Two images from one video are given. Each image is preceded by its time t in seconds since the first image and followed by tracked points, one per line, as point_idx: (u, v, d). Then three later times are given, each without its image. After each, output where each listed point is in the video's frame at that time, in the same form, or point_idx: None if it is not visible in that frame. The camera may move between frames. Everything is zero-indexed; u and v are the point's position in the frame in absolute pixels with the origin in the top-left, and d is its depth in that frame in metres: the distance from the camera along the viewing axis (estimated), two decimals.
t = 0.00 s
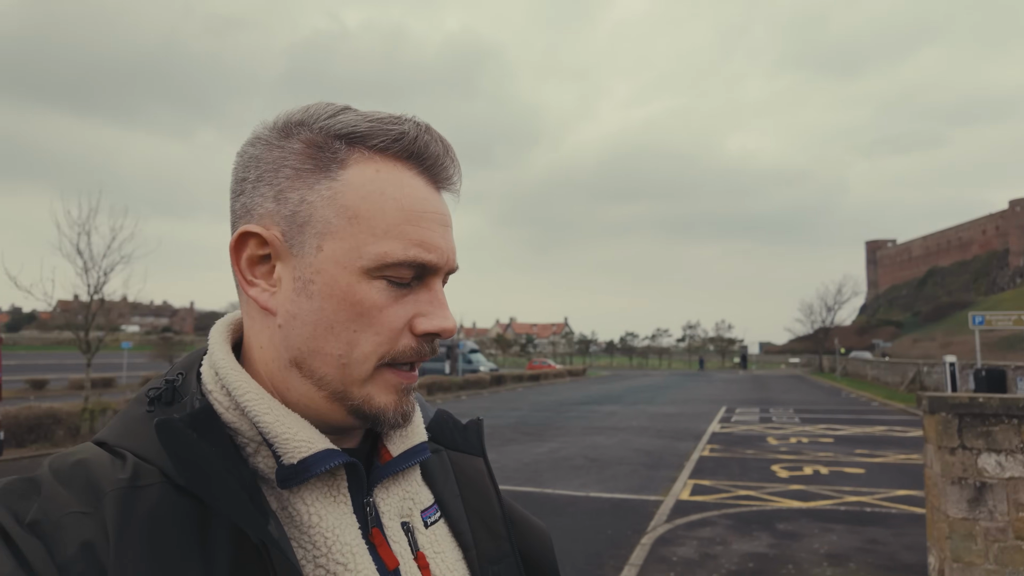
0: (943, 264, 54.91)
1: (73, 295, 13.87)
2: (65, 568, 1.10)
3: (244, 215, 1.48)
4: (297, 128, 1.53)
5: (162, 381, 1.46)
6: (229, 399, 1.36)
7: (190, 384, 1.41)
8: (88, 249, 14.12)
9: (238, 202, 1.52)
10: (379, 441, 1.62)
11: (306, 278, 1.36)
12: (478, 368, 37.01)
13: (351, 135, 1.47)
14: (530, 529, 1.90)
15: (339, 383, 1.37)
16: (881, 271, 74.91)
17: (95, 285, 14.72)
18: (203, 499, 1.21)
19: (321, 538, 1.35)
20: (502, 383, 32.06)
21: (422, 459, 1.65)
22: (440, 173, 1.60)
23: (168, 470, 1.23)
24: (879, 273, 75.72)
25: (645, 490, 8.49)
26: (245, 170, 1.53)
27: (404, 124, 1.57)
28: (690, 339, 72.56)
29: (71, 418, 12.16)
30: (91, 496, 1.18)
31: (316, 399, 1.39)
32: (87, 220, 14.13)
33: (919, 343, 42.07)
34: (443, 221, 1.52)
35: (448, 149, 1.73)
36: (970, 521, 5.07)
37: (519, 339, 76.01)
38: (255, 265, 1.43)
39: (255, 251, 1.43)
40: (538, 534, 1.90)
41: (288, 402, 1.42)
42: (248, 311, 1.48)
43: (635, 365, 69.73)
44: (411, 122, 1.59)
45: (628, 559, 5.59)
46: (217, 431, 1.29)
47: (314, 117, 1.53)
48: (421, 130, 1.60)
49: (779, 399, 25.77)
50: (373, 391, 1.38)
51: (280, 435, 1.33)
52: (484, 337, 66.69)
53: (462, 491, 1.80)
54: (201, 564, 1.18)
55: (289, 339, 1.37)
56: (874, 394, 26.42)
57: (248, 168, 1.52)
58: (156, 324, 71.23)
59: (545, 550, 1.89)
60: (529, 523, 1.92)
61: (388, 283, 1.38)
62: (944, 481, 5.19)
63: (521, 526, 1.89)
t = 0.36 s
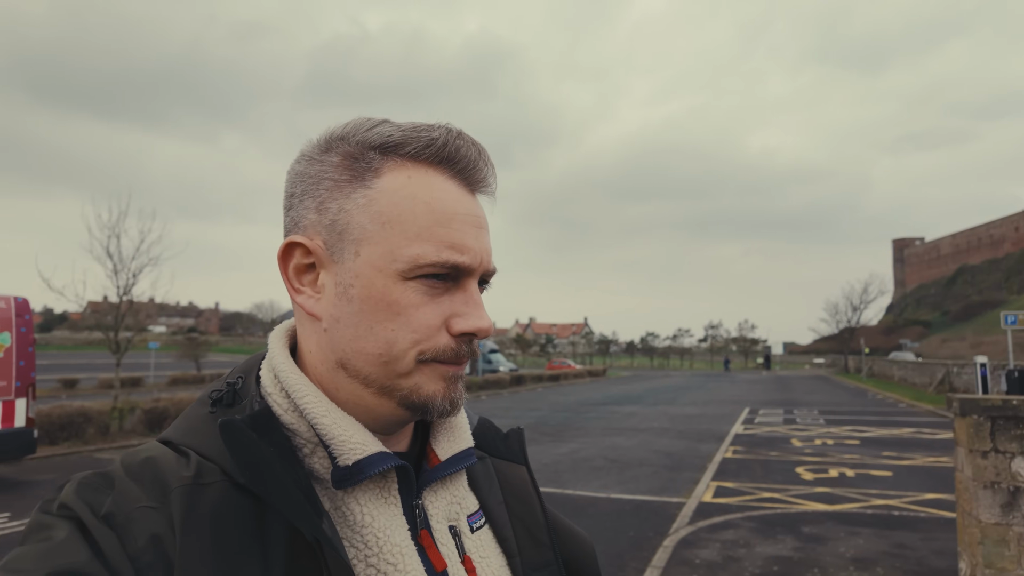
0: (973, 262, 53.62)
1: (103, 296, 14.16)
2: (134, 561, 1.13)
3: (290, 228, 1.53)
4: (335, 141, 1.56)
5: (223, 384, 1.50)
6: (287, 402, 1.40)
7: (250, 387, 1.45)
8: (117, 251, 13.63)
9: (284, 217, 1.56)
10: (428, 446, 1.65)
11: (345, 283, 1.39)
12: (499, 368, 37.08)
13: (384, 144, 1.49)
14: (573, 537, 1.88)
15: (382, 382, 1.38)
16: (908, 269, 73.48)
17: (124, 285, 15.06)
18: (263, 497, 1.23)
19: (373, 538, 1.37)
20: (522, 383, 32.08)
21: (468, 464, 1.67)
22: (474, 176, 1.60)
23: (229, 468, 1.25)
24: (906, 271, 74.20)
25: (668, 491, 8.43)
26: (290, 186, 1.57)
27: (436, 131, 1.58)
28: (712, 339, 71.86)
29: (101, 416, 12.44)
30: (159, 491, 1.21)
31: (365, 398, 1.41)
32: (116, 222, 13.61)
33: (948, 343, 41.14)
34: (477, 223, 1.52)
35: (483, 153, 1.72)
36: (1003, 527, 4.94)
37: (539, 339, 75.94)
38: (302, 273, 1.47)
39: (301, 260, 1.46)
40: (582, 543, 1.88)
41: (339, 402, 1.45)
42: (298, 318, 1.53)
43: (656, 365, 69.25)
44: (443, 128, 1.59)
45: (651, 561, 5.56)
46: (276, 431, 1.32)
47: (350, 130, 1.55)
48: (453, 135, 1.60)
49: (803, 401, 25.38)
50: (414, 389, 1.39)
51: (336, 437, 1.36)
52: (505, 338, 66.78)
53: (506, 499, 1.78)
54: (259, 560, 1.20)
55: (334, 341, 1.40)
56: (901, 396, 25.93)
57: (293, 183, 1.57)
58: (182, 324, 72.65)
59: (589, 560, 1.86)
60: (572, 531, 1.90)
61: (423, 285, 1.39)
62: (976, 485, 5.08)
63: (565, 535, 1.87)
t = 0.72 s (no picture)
0: (985, 261, 53.12)
1: (113, 297, 14.29)
2: (161, 554, 1.12)
3: (320, 225, 1.53)
4: (365, 140, 1.56)
5: (247, 382, 1.50)
6: (311, 398, 1.40)
7: (274, 384, 1.45)
8: (128, 251, 14.12)
9: (315, 215, 1.56)
10: (448, 442, 1.65)
11: (372, 277, 1.38)
12: (506, 368, 37.09)
13: (413, 142, 1.49)
14: (594, 537, 1.87)
15: (405, 375, 1.37)
16: (918, 268, 72.87)
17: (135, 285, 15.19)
18: (287, 492, 1.22)
19: (394, 533, 1.36)
20: (530, 383, 32.09)
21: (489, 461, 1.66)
22: (502, 175, 1.59)
23: (254, 463, 1.25)
24: (917, 270, 73.61)
25: (677, 492, 8.41)
26: (321, 185, 1.58)
27: (465, 129, 1.58)
28: (720, 339, 71.51)
29: (112, 415, 12.53)
30: (185, 486, 1.20)
31: (388, 393, 1.40)
32: (127, 223, 14.13)
33: (959, 343, 40.76)
34: (503, 220, 1.51)
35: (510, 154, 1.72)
36: (1018, 528, 4.89)
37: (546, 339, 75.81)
38: (330, 268, 1.47)
39: (330, 255, 1.47)
40: (602, 543, 1.87)
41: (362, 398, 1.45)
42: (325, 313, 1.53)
43: (664, 365, 69.04)
44: (471, 128, 1.59)
45: (660, 561, 5.54)
46: (299, 428, 1.32)
47: (381, 129, 1.56)
48: (481, 134, 1.59)
49: (812, 400, 25.21)
50: (438, 384, 1.37)
51: (358, 433, 1.36)
52: (512, 337, 66.75)
53: (527, 497, 1.77)
54: (284, 557, 1.19)
55: (360, 334, 1.40)
56: (912, 395, 25.72)
57: (324, 183, 1.58)
58: (192, 324, 73.41)
59: (609, 560, 1.85)
60: (592, 531, 1.89)
61: (449, 279, 1.38)
62: (990, 486, 5.02)
63: (585, 534, 1.86)
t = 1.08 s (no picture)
0: (992, 260, 52.83)
1: (119, 297, 14.34)
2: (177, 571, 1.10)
3: (354, 226, 1.51)
4: (407, 150, 1.57)
5: (259, 393, 1.47)
6: (326, 411, 1.37)
7: (288, 395, 1.42)
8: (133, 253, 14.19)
9: (349, 216, 1.55)
10: (464, 455, 1.62)
11: (409, 279, 1.37)
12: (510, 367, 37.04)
13: (457, 154, 1.49)
14: (608, 548, 1.86)
15: (432, 382, 1.35)
16: (924, 267, 72.50)
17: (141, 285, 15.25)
18: (305, 508, 1.20)
19: (412, 548, 1.34)
20: (534, 383, 32.06)
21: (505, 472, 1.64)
22: (536, 198, 1.60)
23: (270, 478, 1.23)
24: (923, 270, 73.23)
25: (683, 493, 8.37)
26: (359, 189, 1.57)
27: (505, 148, 1.60)
28: (725, 339, 71.25)
29: (118, 415, 12.56)
30: (201, 502, 1.19)
31: (408, 405, 1.38)
32: (132, 224, 14.24)
33: (967, 343, 40.54)
34: (537, 238, 1.51)
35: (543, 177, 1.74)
36: None
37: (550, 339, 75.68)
38: (364, 269, 1.45)
39: (365, 256, 1.45)
40: (615, 554, 1.86)
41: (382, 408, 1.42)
42: (350, 314, 1.50)
43: (669, 365, 68.90)
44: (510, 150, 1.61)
45: (667, 563, 5.51)
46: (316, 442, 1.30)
47: (424, 140, 1.56)
48: (520, 157, 1.61)
49: (817, 400, 25.09)
50: (465, 393, 1.36)
51: (375, 446, 1.34)
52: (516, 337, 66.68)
53: (542, 508, 1.75)
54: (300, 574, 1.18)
55: (390, 337, 1.38)
56: (918, 396, 25.60)
57: (362, 187, 1.57)
58: (197, 323, 73.79)
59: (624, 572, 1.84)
60: (607, 542, 1.87)
61: (484, 286, 1.37)
62: (1001, 489, 4.97)
63: (600, 545, 1.84)
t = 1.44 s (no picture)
0: (996, 259, 52.66)
1: (122, 298, 14.39)
2: (196, 545, 1.10)
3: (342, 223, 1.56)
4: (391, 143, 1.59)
5: (273, 375, 1.48)
6: (339, 393, 1.39)
7: (302, 377, 1.43)
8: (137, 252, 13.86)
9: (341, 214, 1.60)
10: (471, 441, 1.63)
11: (383, 270, 1.39)
12: (513, 367, 37.02)
13: (430, 140, 1.48)
14: (612, 541, 1.84)
15: (411, 367, 1.36)
16: (928, 266, 72.23)
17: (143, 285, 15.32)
18: (319, 485, 1.21)
19: (420, 528, 1.34)
20: (536, 383, 32.05)
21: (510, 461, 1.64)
22: (519, 176, 1.56)
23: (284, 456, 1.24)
24: (926, 269, 73.01)
25: (684, 492, 8.36)
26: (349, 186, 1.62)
27: (483, 128, 1.57)
28: (728, 338, 71.12)
29: (121, 415, 12.59)
30: (217, 477, 1.19)
31: (398, 387, 1.39)
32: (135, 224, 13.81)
33: (971, 343, 40.39)
34: (516, 215, 1.48)
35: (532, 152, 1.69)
36: None
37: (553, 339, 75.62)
38: (349, 264, 1.49)
39: (349, 252, 1.49)
40: (619, 547, 1.85)
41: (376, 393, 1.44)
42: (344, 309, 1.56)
43: (672, 364, 68.82)
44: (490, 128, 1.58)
45: (668, 562, 5.51)
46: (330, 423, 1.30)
47: (404, 131, 1.58)
48: (501, 135, 1.58)
49: (820, 400, 24.95)
50: (444, 376, 1.36)
51: (387, 428, 1.35)
52: (519, 337, 66.65)
53: (546, 497, 1.76)
54: (313, 549, 1.19)
55: (372, 327, 1.40)
56: (922, 396, 25.49)
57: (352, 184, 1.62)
58: (201, 324, 73.89)
59: (627, 563, 1.83)
60: (610, 534, 1.87)
61: (454, 270, 1.37)
62: (1003, 488, 4.96)
63: (603, 537, 1.84)
